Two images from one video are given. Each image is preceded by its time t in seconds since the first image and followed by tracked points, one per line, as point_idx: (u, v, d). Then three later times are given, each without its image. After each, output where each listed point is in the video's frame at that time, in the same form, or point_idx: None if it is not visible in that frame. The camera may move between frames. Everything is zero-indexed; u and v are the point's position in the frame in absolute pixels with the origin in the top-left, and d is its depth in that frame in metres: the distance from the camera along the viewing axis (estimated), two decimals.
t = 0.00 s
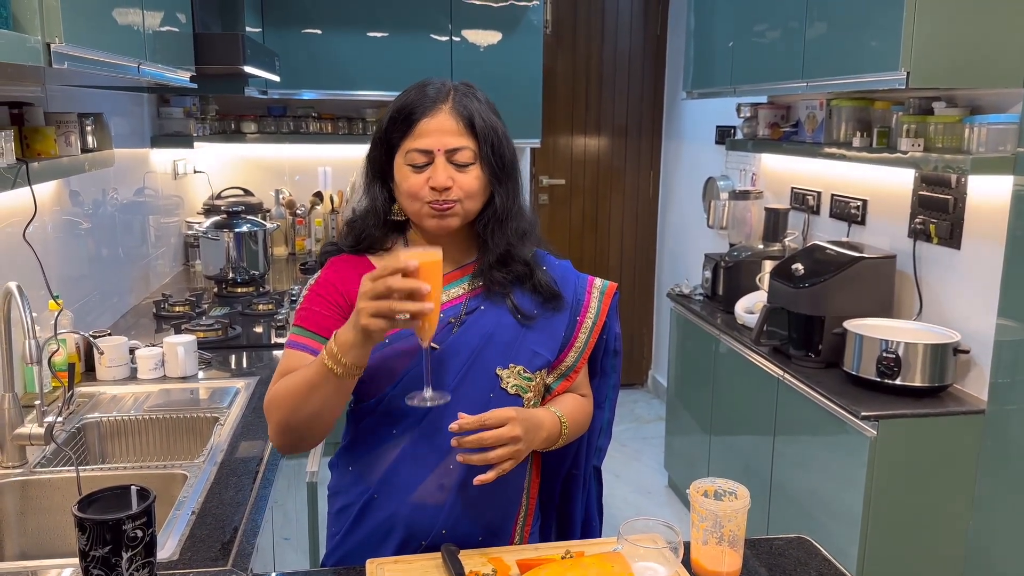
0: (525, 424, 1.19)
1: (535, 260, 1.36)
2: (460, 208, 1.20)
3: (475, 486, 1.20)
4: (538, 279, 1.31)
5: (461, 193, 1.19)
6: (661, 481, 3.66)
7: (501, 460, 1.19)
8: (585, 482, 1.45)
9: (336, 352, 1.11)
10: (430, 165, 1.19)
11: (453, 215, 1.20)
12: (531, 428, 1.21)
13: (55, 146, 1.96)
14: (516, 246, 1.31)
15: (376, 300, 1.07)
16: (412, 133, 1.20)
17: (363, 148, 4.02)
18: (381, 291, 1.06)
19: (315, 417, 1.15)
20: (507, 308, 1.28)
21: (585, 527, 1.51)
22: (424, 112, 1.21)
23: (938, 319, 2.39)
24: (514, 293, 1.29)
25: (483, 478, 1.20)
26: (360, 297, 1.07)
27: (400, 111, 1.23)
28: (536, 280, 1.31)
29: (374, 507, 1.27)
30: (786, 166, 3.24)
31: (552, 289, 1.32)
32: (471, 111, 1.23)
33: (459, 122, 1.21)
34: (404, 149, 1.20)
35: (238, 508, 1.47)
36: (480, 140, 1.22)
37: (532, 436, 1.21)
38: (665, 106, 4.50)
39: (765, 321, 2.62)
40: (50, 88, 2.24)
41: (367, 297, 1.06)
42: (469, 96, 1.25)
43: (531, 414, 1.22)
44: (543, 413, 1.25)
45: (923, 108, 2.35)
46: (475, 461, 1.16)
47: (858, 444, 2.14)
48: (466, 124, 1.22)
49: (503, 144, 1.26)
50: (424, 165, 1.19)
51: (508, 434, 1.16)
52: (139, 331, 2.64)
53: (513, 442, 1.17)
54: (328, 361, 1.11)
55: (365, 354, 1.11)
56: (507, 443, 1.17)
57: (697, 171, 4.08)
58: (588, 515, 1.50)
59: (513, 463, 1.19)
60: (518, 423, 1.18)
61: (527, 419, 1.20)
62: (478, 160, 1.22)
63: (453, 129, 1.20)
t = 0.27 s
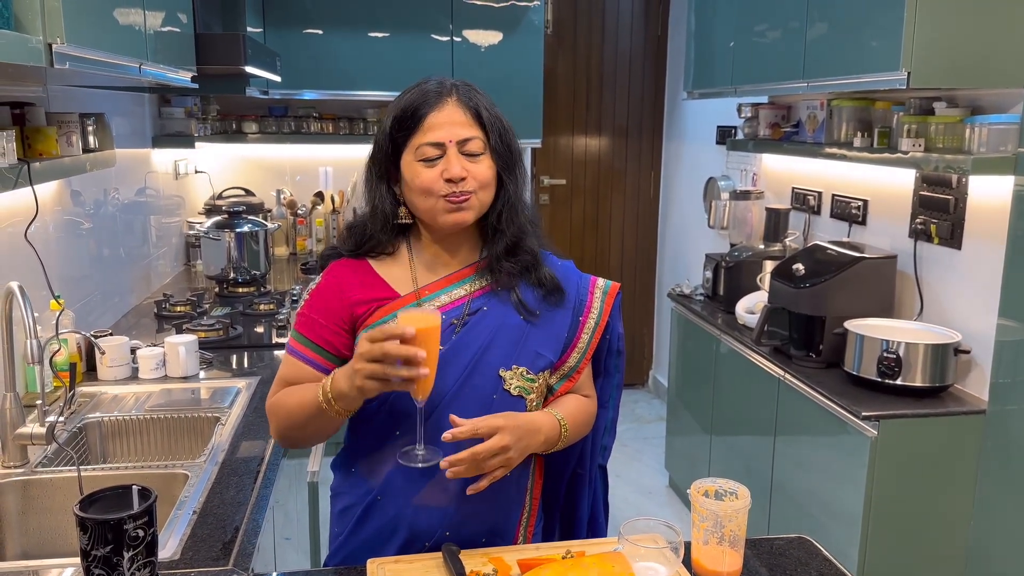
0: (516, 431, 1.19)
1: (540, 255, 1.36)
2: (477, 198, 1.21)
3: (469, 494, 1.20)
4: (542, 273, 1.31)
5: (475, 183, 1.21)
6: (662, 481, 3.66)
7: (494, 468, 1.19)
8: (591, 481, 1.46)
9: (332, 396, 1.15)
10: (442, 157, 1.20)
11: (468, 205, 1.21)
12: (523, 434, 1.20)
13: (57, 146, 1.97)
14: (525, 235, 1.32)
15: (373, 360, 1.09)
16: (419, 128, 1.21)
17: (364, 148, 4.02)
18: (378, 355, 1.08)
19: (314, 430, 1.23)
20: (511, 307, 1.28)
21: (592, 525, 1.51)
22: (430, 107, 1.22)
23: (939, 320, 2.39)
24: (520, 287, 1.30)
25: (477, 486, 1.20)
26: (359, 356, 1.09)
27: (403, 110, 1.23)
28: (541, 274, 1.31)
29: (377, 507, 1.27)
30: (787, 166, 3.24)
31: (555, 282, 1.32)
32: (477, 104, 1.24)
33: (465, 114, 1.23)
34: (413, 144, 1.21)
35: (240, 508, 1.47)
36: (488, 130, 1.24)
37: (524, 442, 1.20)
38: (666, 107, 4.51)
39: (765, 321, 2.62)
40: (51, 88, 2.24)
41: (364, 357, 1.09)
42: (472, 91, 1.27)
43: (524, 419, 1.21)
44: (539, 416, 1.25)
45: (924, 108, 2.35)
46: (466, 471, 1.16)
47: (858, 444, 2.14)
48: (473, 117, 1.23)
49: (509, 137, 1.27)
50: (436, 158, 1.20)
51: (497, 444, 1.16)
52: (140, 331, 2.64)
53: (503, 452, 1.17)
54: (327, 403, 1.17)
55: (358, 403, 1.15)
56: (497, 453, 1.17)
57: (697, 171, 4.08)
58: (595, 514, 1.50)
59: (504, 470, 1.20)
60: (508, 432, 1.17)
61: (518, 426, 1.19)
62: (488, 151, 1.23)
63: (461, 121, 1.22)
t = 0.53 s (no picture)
0: (503, 434, 1.18)
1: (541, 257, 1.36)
2: (465, 196, 1.21)
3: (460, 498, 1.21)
4: (542, 275, 1.31)
5: (464, 181, 1.21)
6: (663, 480, 3.66)
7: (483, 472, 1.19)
8: (595, 481, 1.45)
9: (342, 401, 1.17)
10: (433, 154, 1.20)
11: (458, 203, 1.21)
12: (512, 437, 1.20)
13: (58, 145, 1.97)
14: (522, 241, 1.31)
15: (384, 366, 1.10)
16: (415, 124, 1.23)
17: (365, 148, 4.02)
18: (389, 359, 1.09)
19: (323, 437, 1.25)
20: (511, 307, 1.28)
21: (596, 525, 1.50)
22: (428, 104, 1.24)
23: (940, 318, 2.39)
24: (519, 290, 1.30)
25: (467, 489, 1.20)
26: (370, 361, 1.10)
27: (404, 106, 1.26)
28: (540, 276, 1.31)
29: (380, 506, 1.27)
30: (788, 165, 3.24)
31: (556, 285, 1.32)
32: (474, 103, 1.25)
33: (462, 113, 1.24)
34: (408, 140, 1.22)
35: (241, 506, 1.47)
36: (482, 129, 1.24)
37: (513, 444, 1.20)
38: (666, 106, 4.51)
39: (766, 320, 2.62)
40: (52, 87, 2.24)
41: (375, 362, 1.10)
42: (473, 91, 1.28)
43: (515, 420, 1.21)
44: (534, 416, 1.25)
45: (925, 107, 2.34)
46: (454, 475, 1.17)
47: (859, 443, 2.14)
48: (469, 115, 1.24)
49: (507, 138, 1.27)
50: (427, 154, 1.20)
51: (484, 446, 1.16)
52: (140, 330, 2.64)
53: (489, 453, 1.17)
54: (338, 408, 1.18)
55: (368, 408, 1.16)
56: (484, 455, 1.17)
57: (698, 171, 4.08)
58: (599, 514, 1.50)
59: (493, 472, 1.20)
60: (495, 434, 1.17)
61: (507, 427, 1.19)
62: (481, 149, 1.23)
63: (456, 119, 1.23)
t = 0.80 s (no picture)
0: (507, 435, 1.19)
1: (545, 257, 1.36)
2: (470, 195, 1.21)
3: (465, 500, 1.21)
4: (546, 275, 1.31)
5: (471, 180, 1.21)
6: (663, 480, 3.66)
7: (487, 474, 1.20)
8: (597, 483, 1.45)
9: (349, 395, 1.17)
10: (440, 151, 1.21)
11: (464, 201, 1.21)
12: (516, 438, 1.20)
13: (58, 144, 1.97)
14: (525, 240, 1.31)
15: (392, 355, 1.10)
16: (422, 122, 1.23)
17: (365, 147, 4.02)
18: (398, 348, 1.09)
19: (327, 436, 1.24)
20: (515, 306, 1.28)
21: (598, 527, 1.50)
22: (435, 102, 1.24)
23: (941, 318, 2.39)
24: (522, 290, 1.30)
25: (472, 492, 1.20)
26: (378, 351, 1.10)
27: (411, 103, 1.26)
28: (544, 276, 1.31)
29: (381, 504, 1.27)
30: (788, 164, 3.23)
31: (560, 285, 1.32)
32: (481, 101, 1.25)
33: (470, 111, 1.24)
34: (415, 138, 1.22)
35: (242, 505, 1.47)
36: (489, 129, 1.24)
37: (518, 446, 1.20)
38: (667, 106, 4.50)
39: (767, 318, 2.62)
40: (53, 86, 2.24)
41: (384, 351, 1.10)
42: (481, 90, 1.28)
43: (520, 421, 1.21)
44: (538, 418, 1.25)
45: (926, 106, 2.34)
46: (460, 477, 1.18)
47: (860, 442, 2.14)
48: (477, 114, 1.24)
49: (514, 137, 1.27)
50: (435, 152, 1.21)
51: (489, 447, 1.16)
52: (141, 329, 2.64)
53: (495, 455, 1.17)
54: (343, 404, 1.18)
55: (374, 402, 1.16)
56: (490, 456, 1.17)
57: (699, 170, 4.07)
58: (602, 516, 1.50)
59: (499, 475, 1.20)
60: (500, 436, 1.18)
61: (512, 429, 1.20)
62: (488, 148, 1.23)
63: (464, 117, 1.23)
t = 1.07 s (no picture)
0: (511, 437, 1.19)
1: (544, 259, 1.36)
2: (472, 197, 1.22)
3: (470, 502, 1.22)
4: (546, 276, 1.31)
5: (472, 181, 1.21)
6: (663, 479, 3.66)
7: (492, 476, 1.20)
8: (594, 484, 1.46)
9: (354, 393, 1.17)
10: (442, 153, 1.21)
11: (464, 203, 1.21)
12: (519, 439, 1.21)
13: (58, 143, 1.97)
14: (525, 242, 1.32)
15: (400, 349, 1.10)
16: (423, 124, 1.23)
17: (364, 147, 4.02)
18: (406, 341, 1.09)
19: (328, 437, 1.24)
20: (516, 306, 1.28)
21: (596, 527, 1.50)
22: (437, 104, 1.24)
23: (940, 317, 2.39)
24: (522, 290, 1.30)
25: (476, 495, 1.21)
26: (386, 346, 1.10)
27: (412, 105, 1.26)
28: (545, 277, 1.31)
29: (381, 505, 1.28)
30: (788, 163, 3.23)
31: (560, 286, 1.32)
32: (483, 104, 1.25)
33: (471, 113, 1.24)
34: (416, 139, 1.22)
35: (242, 504, 1.47)
36: (491, 131, 1.24)
37: (521, 447, 1.21)
38: (667, 105, 4.51)
39: (766, 318, 2.62)
40: (53, 85, 2.24)
41: (391, 346, 1.10)
42: (482, 92, 1.28)
43: (523, 423, 1.22)
44: (540, 419, 1.25)
45: (925, 105, 2.35)
46: (464, 479, 1.19)
47: (859, 441, 2.14)
48: (478, 116, 1.24)
49: (515, 139, 1.27)
50: (436, 153, 1.21)
51: (493, 449, 1.17)
52: (141, 328, 2.64)
53: (499, 456, 1.18)
54: (347, 402, 1.18)
55: (381, 398, 1.16)
56: (494, 458, 1.18)
57: (699, 170, 4.07)
58: (599, 515, 1.50)
59: (503, 476, 1.21)
60: (504, 437, 1.18)
61: (515, 430, 1.20)
62: (489, 150, 1.24)
63: (465, 119, 1.23)
